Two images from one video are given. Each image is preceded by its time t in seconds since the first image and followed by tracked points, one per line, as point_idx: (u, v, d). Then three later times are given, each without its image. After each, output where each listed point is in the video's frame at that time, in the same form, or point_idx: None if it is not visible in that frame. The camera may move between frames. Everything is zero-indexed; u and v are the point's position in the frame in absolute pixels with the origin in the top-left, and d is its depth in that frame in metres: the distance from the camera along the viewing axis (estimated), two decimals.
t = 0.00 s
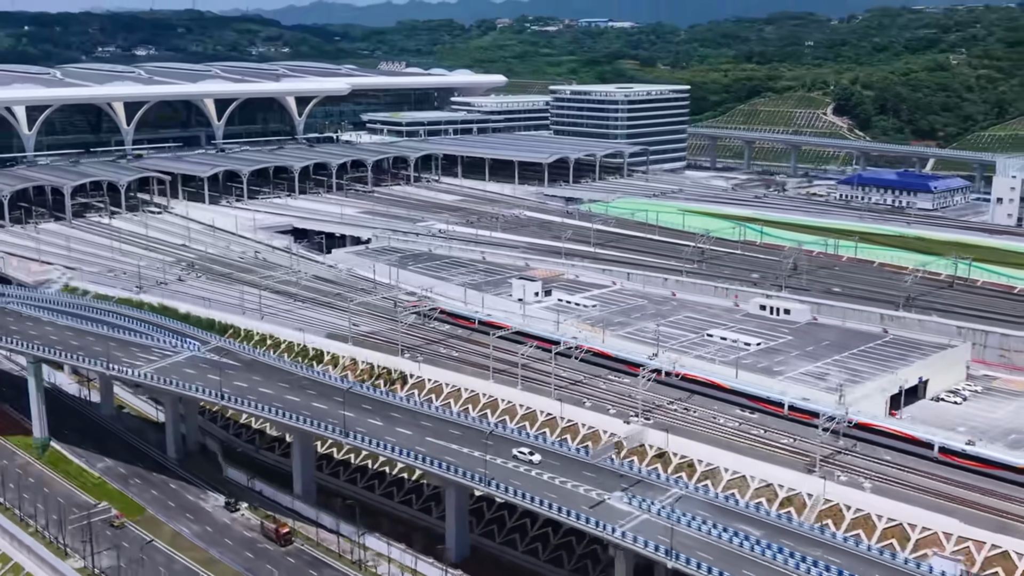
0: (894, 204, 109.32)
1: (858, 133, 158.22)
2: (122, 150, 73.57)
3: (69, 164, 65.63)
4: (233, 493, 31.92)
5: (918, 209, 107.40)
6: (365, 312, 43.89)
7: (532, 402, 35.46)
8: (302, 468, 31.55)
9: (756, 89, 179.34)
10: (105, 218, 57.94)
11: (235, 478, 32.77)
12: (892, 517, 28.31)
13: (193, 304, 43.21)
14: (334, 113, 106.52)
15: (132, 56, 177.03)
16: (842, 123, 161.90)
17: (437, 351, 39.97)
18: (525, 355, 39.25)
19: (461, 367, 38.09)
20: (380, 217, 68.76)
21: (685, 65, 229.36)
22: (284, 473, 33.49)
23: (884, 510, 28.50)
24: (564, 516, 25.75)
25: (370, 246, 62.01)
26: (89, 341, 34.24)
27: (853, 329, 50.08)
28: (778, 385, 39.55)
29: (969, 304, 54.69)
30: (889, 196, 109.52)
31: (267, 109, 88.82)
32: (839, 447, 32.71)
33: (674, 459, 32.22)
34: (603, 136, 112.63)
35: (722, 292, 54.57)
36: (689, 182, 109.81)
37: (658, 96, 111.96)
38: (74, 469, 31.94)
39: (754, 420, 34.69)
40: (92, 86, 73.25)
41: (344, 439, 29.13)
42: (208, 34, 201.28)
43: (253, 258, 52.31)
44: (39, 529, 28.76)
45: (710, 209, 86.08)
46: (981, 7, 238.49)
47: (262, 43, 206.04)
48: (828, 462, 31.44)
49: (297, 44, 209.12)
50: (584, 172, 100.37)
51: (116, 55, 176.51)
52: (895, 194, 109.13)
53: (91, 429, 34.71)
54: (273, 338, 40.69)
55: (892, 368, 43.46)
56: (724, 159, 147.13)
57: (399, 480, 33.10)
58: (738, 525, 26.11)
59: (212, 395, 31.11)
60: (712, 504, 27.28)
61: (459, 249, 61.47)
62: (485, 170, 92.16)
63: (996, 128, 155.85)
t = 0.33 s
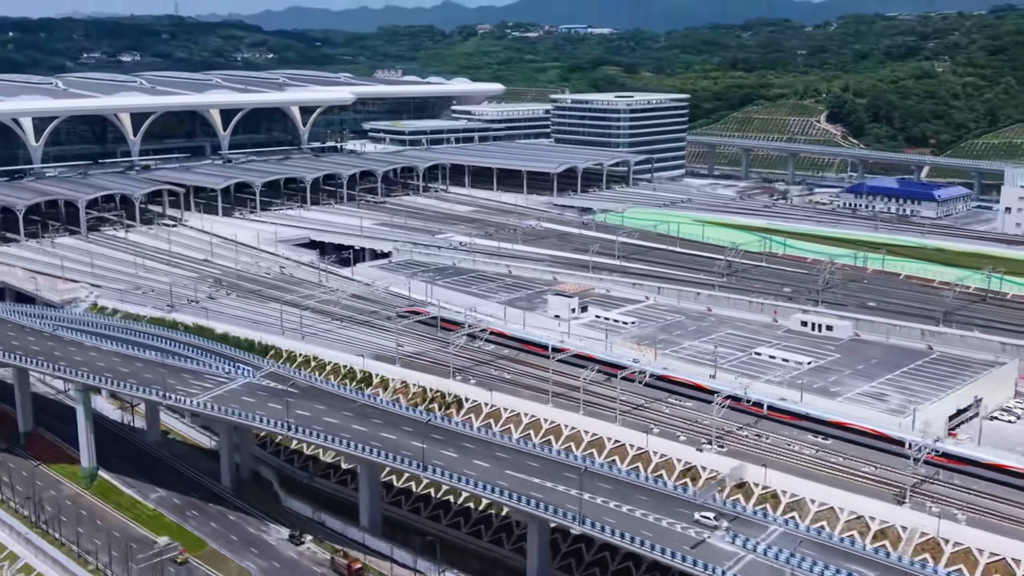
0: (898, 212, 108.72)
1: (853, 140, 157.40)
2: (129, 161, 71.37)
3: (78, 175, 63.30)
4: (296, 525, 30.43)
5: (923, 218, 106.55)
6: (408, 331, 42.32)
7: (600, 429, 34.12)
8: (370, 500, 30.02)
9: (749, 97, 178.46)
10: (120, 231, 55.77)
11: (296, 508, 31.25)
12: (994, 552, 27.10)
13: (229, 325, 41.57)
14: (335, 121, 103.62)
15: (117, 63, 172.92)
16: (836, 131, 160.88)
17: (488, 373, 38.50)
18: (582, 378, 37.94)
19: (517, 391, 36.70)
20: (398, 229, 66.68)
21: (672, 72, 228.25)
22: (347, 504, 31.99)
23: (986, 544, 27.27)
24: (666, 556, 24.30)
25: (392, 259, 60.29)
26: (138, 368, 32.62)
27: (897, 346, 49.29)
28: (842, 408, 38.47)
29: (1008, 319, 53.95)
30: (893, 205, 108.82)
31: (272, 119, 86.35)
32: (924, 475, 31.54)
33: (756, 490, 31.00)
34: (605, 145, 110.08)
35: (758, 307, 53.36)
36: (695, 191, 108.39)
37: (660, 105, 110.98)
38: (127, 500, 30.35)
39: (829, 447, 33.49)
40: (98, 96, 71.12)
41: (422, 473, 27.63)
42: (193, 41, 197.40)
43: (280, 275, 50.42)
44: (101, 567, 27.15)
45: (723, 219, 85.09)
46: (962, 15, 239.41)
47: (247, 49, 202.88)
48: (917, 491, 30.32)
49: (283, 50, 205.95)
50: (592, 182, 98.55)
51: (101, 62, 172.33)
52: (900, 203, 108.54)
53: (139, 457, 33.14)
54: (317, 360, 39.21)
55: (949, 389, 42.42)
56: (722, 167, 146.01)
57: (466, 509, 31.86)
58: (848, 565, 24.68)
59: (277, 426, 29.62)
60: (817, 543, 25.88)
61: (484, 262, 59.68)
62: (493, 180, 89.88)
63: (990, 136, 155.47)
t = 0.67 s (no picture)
0: (899, 221, 107.77)
1: (842, 149, 156.53)
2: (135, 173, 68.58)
3: (87, 188, 60.92)
4: (370, 560, 28.97)
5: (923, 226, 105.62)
6: (457, 352, 40.82)
7: (676, 458, 32.89)
8: (449, 536, 28.54)
9: (738, 106, 177.66)
10: (136, 246, 53.69)
11: (367, 542, 29.74)
12: None
13: (272, 346, 40.02)
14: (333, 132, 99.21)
15: (98, 69, 168.30)
16: (825, 139, 159.71)
17: (548, 397, 37.13)
18: (646, 403, 36.70)
19: (581, 417, 35.36)
20: (417, 242, 64.36)
21: (655, 80, 227.20)
22: (420, 538, 30.54)
23: None
24: None
25: (414, 274, 58.31)
26: (196, 398, 31.04)
27: (942, 364, 48.66)
28: (911, 431, 37.50)
29: None
30: (893, 214, 108.05)
31: (274, 130, 83.20)
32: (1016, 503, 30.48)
33: (849, 522, 29.90)
34: (604, 155, 108.96)
35: (795, 323, 52.42)
36: (698, 201, 107.07)
37: (658, 115, 109.79)
38: (191, 536, 28.73)
39: (912, 475, 32.43)
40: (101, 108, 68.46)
41: (515, 511, 26.21)
42: (173, 48, 192.81)
43: (310, 294, 48.14)
44: None
45: (734, 230, 84.14)
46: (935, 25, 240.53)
47: (227, 55, 199.10)
48: (1015, 521, 29.21)
49: (263, 57, 202.41)
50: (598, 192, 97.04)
51: (81, 69, 167.68)
52: (901, 212, 107.56)
53: (197, 490, 31.55)
54: (367, 384, 37.64)
55: (1007, 408, 41.70)
56: (716, 176, 144.99)
57: (542, 542, 30.53)
58: None
59: (355, 461, 28.13)
60: None
61: (509, 276, 58.03)
62: (500, 190, 87.64)
63: (976, 145, 154.98)
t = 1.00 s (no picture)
0: (895, 229, 107.31)
1: (829, 156, 156.09)
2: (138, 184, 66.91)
3: (93, 201, 59.14)
4: None
5: (918, 234, 105.29)
6: (498, 370, 39.71)
7: (740, 481, 32.01)
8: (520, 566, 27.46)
9: (724, 114, 177.27)
10: (149, 259, 52.14)
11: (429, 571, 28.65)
12: None
13: (308, 365, 38.56)
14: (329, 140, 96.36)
15: (77, 76, 165.06)
16: (811, 147, 158.90)
17: (598, 416, 36.10)
18: (698, 423, 35.77)
19: (636, 437, 34.35)
20: (428, 254, 62.87)
21: (637, 87, 226.57)
22: (484, 564, 29.41)
23: None
24: None
25: (431, 287, 56.82)
26: (248, 423, 29.78)
27: (976, 377, 48.28)
28: (965, 448, 36.87)
29: None
30: (888, 221, 107.54)
31: (274, 139, 80.14)
32: None
33: (925, 546, 29.06)
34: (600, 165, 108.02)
35: (821, 335, 52.08)
36: (697, 210, 106.09)
37: (654, 124, 108.91)
38: (249, 564, 27.54)
39: (978, 496, 31.62)
40: (103, 118, 66.64)
41: (597, 542, 25.14)
42: (153, 55, 189.61)
43: (335, 310, 46.45)
44: None
45: (740, 239, 83.52)
46: (909, 33, 241.67)
47: (207, 62, 196.41)
48: None
49: (243, 64, 200.07)
50: (600, 201, 95.75)
51: (61, 75, 164.44)
52: (897, 219, 107.02)
53: (248, 517, 30.33)
54: (409, 404, 36.44)
55: None
56: (707, 183, 144.51)
57: (611, 568, 29.48)
58: None
59: (424, 490, 26.98)
60: None
61: (529, 289, 56.78)
62: (502, 201, 86.18)
63: (959, 153, 154.96)
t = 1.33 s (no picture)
0: (889, 236, 107.54)
1: (817, 163, 155.29)
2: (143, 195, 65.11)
3: (100, 212, 57.59)
4: None
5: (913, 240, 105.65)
6: (540, 387, 38.63)
7: (804, 500, 31.28)
8: None
9: (711, 121, 176.99)
10: (164, 272, 50.81)
11: None
12: None
13: (347, 382, 37.37)
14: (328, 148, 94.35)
15: (58, 82, 162.24)
16: (798, 154, 158.41)
17: (648, 433, 35.24)
18: (752, 441, 34.99)
19: (690, 456, 33.57)
20: (441, 263, 61.73)
21: (619, 93, 226.14)
22: None
23: None
24: None
25: (448, 299, 55.63)
26: (304, 445, 28.68)
27: (1006, 388, 47.84)
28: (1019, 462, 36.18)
29: None
30: (883, 228, 107.78)
31: (276, 148, 77.89)
32: None
33: (1000, 566, 28.12)
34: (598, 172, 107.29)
35: (846, 346, 51.81)
36: (695, 217, 105.35)
37: (650, 131, 108.12)
38: None
39: None
40: (107, 127, 65.20)
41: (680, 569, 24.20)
42: (135, 61, 186.88)
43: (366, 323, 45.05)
44: None
45: (745, 247, 83.17)
46: (882, 41, 242.79)
47: (188, 67, 193.96)
48: None
49: (225, 70, 197.94)
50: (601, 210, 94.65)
51: (41, 81, 161.63)
52: (892, 225, 107.36)
53: (304, 542, 29.26)
54: (455, 422, 35.36)
55: None
56: (698, 189, 144.07)
57: None
58: None
59: (495, 515, 25.96)
60: None
61: (549, 300, 55.66)
62: (505, 210, 85.13)
63: (945, 160, 153.75)
